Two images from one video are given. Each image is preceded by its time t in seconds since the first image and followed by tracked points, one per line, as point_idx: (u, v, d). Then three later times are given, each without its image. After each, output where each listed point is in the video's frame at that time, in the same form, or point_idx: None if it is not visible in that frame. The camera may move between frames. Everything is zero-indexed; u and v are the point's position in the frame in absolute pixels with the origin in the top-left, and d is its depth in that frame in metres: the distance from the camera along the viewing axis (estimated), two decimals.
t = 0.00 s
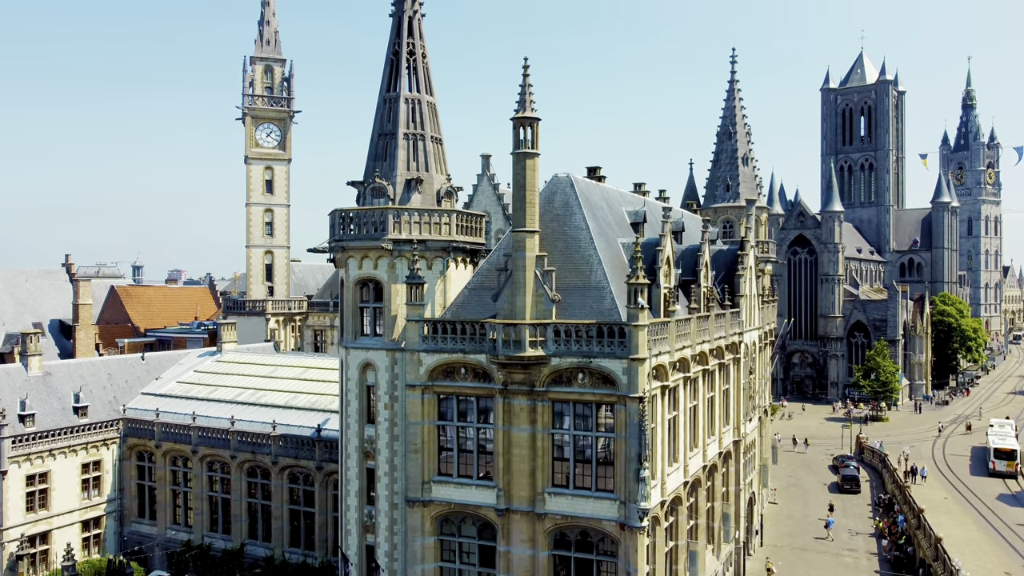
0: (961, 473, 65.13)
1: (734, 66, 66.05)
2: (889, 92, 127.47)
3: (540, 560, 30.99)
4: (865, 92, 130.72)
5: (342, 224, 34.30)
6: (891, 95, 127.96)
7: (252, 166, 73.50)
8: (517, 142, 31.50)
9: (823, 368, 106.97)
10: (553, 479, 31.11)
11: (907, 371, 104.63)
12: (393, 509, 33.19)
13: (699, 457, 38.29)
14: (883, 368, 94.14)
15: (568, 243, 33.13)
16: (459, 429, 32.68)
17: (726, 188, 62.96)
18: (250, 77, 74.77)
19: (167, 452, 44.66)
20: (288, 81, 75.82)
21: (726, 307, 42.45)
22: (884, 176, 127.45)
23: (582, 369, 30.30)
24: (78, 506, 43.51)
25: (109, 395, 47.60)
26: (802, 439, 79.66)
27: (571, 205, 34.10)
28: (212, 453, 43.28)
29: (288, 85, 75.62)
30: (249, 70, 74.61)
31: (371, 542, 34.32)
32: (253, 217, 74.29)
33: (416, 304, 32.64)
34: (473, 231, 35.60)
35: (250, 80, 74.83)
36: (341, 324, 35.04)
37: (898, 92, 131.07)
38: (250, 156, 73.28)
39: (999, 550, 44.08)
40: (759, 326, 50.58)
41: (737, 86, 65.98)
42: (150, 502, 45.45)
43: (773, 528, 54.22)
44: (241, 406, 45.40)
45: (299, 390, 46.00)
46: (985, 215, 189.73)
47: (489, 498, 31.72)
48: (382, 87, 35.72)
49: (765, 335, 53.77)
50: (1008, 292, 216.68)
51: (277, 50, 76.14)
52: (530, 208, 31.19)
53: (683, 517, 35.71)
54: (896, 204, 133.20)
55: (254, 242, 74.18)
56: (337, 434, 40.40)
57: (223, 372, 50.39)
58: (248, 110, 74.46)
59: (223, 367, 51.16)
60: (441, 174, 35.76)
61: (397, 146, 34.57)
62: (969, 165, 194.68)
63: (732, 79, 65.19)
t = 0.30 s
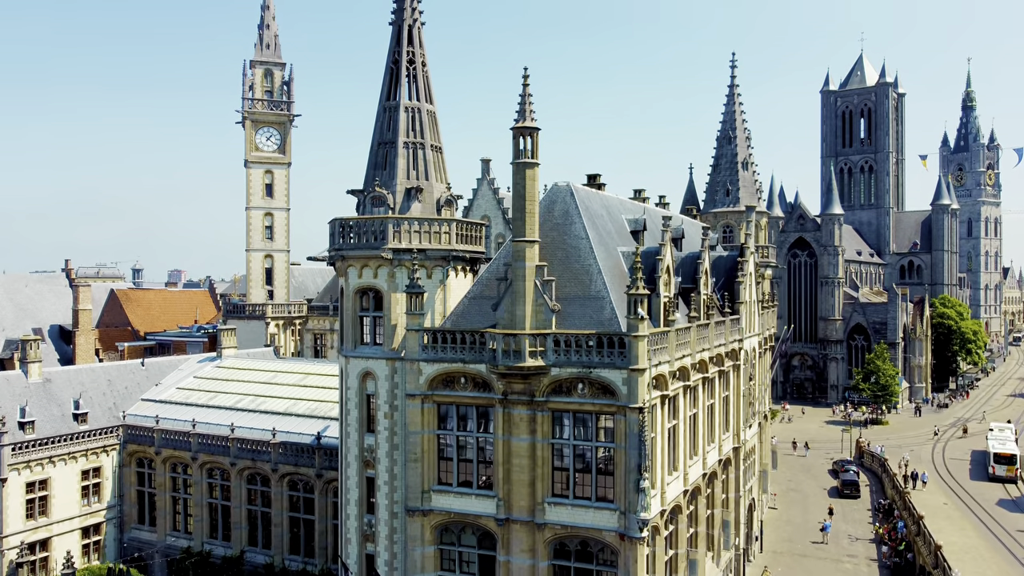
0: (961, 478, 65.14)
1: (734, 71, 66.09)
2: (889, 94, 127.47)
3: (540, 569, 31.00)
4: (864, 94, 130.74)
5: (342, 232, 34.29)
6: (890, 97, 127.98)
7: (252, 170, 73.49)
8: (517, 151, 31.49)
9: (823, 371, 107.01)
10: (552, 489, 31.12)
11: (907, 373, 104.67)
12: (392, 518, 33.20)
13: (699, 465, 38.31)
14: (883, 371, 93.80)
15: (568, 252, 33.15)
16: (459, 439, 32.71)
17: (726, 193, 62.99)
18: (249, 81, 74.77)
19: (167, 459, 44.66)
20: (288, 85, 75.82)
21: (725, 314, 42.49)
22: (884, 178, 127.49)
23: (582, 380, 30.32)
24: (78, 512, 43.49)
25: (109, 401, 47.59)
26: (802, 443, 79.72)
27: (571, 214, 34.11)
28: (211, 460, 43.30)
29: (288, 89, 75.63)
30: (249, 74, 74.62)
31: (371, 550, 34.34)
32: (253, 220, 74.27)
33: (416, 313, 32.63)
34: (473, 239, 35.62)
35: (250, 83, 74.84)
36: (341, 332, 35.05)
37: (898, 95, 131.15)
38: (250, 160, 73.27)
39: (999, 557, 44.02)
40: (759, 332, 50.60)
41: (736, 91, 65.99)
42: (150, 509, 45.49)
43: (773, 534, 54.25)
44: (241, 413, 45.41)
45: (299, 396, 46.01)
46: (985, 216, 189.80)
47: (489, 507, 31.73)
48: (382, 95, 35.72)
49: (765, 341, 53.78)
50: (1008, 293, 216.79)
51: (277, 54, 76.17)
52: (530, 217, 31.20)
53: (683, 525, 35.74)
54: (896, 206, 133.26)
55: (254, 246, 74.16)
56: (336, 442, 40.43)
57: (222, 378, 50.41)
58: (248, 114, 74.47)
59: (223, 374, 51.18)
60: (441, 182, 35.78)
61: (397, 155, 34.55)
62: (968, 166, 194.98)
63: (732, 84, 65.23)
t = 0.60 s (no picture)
0: (961, 482, 65.12)
1: (734, 75, 66.09)
2: (889, 96, 127.41)
3: None
4: (865, 96, 130.73)
5: (342, 241, 34.28)
6: (890, 99, 127.92)
7: (252, 174, 73.44)
8: (518, 161, 31.47)
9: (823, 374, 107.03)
10: (553, 499, 31.13)
11: (907, 376, 104.72)
12: (392, 527, 33.19)
13: (699, 473, 38.31)
14: (883, 374, 94.00)
15: (568, 261, 33.16)
16: (459, 448, 32.73)
17: (726, 198, 63.01)
18: (249, 85, 74.77)
19: (167, 465, 44.66)
20: (288, 89, 75.81)
21: (726, 322, 42.52)
22: (884, 180, 127.48)
23: (582, 390, 30.32)
24: (78, 519, 43.49)
25: (109, 408, 47.60)
26: (802, 446, 79.85)
27: (571, 223, 34.10)
28: (211, 467, 43.30)
29: (288, 93, 75.62)
30: (249, 78, 74.61)
31: (371, 559, 34.35)
32: (253, 224, 74.25)
33: (416, 322, 32.62)
34: (473, 248, 35.61)
35: (250, 87, 74.83)
36: (341, 341, 35.04)
37: (898, 96, 131.10)
38: (250, 164, 73.23)
39: (999, 564, 43.95)
40: (759, 338, 50.57)
41: (736, 95, 65.99)
42: (150, 515, 45.50)
43: (773, 539, 54.25)
44: (241, 420, 45.40)
45: (299, 403, 46.02)
46: (986, 217, 189.65)
47: (489, 517, 31.74)
48: (382, 104, 35.71)
49: (765, 346, 53.75)
50: (1008, 295, 216.82)
51: (277, 57, 76.14)
52: (530, 227, 31.20)
53: (683, 533, 35.74)
54: (896, 208, 133.30)
55: (254, 249, 74.15)
56: (337, 449, 40.44)
57: (222, 385, 50.42)
58: (248, 118, 74.45)
59: (223, 379, 51.21)
60: (441, 191, 35.76)
61: (397, 163, 34.53)
62: (968, 167, 195.21)
63: (732, 88, 65.23)
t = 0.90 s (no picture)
0: (961, 487, 65.08)
1: (734, 80, 66.05)
2: (889, 98, 127.34)
3: None
4: (865, 98, 130.74)
5: (342, 250, 34.27)
6: (891, 101, 127.88)
7: (252, 177, 73.37)
8: (518, 170, 31.45)
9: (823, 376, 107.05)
10: (553, 509, 31.13)
11: (907, 379, 104.66)
12: (393, 536, 33.19)
13: (699, 481, 38.28)
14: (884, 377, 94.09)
15: (568, 270, 33.16)
16: (459, 457, 32.75)
17: (726, 202, 62.99)
18: (249, 89, 74.72)
19: (167, 472, 44.66)
20: (288, 92, 75.78)
21: (726, 329, 42.50)
22: (884, 182, 127.43)
23: (582, 400, 30.32)
24: (78, 526, 43.47)
25: (109, 414, 47.59)
26: (802, 450, 79.83)
27: (571, 232, 34.09)
28: (212, 474, 43.29)
29: (288, 97, 75.59)
30: (249, 82, 74.55)
31: (371, 568, 34.36)
32: (253, 228, 74.18)
33: (416, 332, 32.62)
34: (473, 257, 35.62)
35: (250, 91, 74.78)
36: (342, 349, 35.03)
37: (898, 98, 131.02)
38: (250, 168, 73.14)
39: (999, 571, 43.87)
40: (758, 343, 50.44)
41: (736, 100, 65.96)
42: (151, 522, 45.53)
43: (772, 545, 54.20)
44: (241, 427, 45.40)
45: (299, 410, 46.02)
46: (985, 218, 189.42)
47: (489, 527, 31.74)
48: (382, 112, 35.69)
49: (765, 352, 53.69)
50: (1008, 296, 216.73)
51: (277, 61, 76.09)
52: (530, 236, 31.18)
53: (683, 542, 35.73)
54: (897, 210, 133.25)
55: (254, 253, 74.09)
56: (337, 457, 40.45)
57: (223, 391, 50.41)
58: (248, 121, 74.41)
59: (223, 386, 51.20)
60: (441, 200, 35.73)
61: (397, 172, 34.50)
62: (968, 169, 195.29)
63: (732, 93, 65.21)
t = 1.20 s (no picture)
0: (961, 492, 65.04)
1: (734, 84, 66.01)
2: (889, 100, 127.33)
3: None
4: (865, 100, 130.71)
5: (342, 260, 34.24)
6: (891, 103, 127.87)
7: (252, 181, 73.32)
8: (518, 181, 31.42)
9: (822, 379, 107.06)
10: (553, 519, 31.11)
11: (907, 381, 104.59)
12: (393, 546, 33.17)
13: (699, 489, 38.22)
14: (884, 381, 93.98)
15: (568, 280, 33.16)
16: (459, 466, 32.74)
17: (726, 207, 63.00)
18: (249, 93, 74.65)
19: (167, 479, 44.65)
20: (287, 96, 75.72)
21: (726, 336, 42.46)
22: (884, 185, 127.44)
23: (583, 411, 30.32)
24: (78, 534, 43.47)
25: (109, 421, 47.60)
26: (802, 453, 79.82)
27: (571, 241, 34.06)
28: (212, 481, 43.26)
29: (288, 101, 75.55)
30: (249, 85, 74.48)
31: None
32: (253, 232, 74.13)
33: (416, 341, 32.60)
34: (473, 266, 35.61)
35: (250, 95, 74.71)
36: (342, 358, 35.02)
37: (898, 101, 130.95)
38: (250, 172, 73.10)
39: None
40: (759, 350, 50.23)
41: (736, 104, 65.94)
42: (151, 528, 45.53)
43: (772, 551, 54.15)
44: (241, 434, 45.38)
45: (300, 417, 46.01)
46: (985, 220, 189.25)
47: (489, 537, 31.73)
48: (382, 122, 35.66)
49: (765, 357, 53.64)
50: (1008, 298, 216.63)
51: (277, 65, 76.04)
52: (530, 246, 31.16)
53: (683, 552, 35.70)
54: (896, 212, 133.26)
55: (254, 257, 74.07)
56: (337, 464, 40.44)
57: (223, 397, 50.41)
58: (247, 125, 74.37)
59: (223, 392, 51.19)
60: (441, 209, 35.69)
61: (398, 181, 34.48)
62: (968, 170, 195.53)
63: (732, 97, 65.18)
